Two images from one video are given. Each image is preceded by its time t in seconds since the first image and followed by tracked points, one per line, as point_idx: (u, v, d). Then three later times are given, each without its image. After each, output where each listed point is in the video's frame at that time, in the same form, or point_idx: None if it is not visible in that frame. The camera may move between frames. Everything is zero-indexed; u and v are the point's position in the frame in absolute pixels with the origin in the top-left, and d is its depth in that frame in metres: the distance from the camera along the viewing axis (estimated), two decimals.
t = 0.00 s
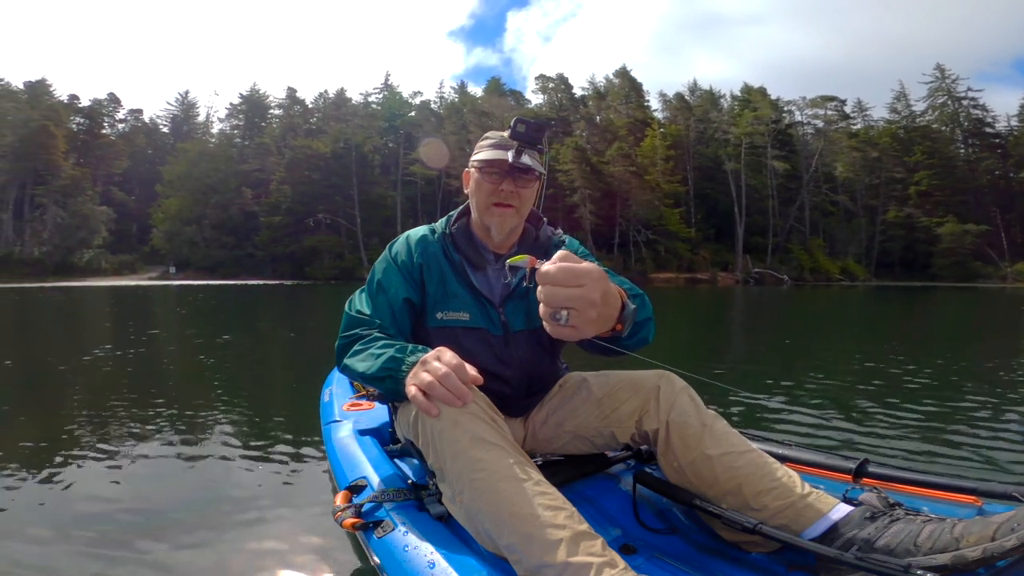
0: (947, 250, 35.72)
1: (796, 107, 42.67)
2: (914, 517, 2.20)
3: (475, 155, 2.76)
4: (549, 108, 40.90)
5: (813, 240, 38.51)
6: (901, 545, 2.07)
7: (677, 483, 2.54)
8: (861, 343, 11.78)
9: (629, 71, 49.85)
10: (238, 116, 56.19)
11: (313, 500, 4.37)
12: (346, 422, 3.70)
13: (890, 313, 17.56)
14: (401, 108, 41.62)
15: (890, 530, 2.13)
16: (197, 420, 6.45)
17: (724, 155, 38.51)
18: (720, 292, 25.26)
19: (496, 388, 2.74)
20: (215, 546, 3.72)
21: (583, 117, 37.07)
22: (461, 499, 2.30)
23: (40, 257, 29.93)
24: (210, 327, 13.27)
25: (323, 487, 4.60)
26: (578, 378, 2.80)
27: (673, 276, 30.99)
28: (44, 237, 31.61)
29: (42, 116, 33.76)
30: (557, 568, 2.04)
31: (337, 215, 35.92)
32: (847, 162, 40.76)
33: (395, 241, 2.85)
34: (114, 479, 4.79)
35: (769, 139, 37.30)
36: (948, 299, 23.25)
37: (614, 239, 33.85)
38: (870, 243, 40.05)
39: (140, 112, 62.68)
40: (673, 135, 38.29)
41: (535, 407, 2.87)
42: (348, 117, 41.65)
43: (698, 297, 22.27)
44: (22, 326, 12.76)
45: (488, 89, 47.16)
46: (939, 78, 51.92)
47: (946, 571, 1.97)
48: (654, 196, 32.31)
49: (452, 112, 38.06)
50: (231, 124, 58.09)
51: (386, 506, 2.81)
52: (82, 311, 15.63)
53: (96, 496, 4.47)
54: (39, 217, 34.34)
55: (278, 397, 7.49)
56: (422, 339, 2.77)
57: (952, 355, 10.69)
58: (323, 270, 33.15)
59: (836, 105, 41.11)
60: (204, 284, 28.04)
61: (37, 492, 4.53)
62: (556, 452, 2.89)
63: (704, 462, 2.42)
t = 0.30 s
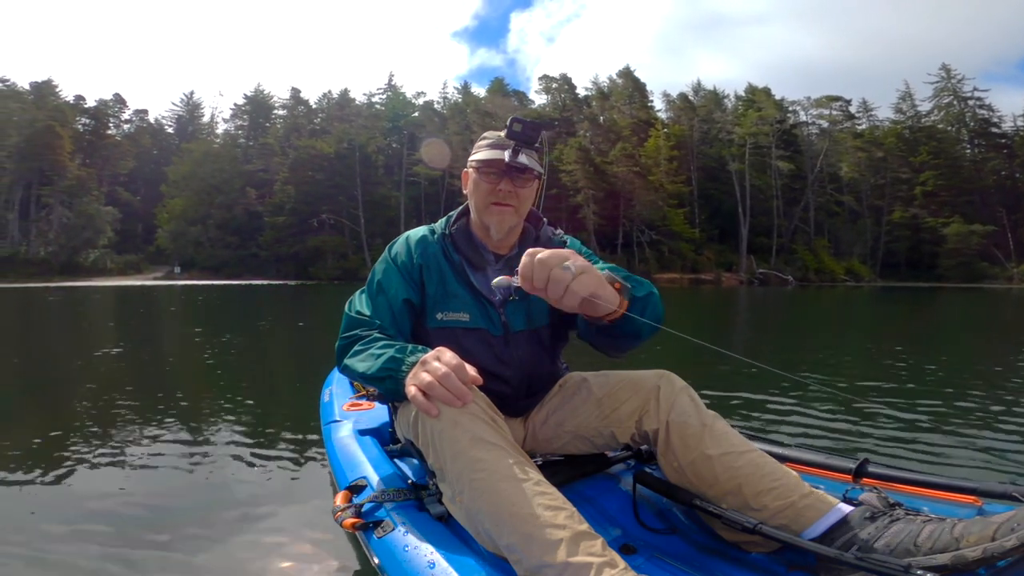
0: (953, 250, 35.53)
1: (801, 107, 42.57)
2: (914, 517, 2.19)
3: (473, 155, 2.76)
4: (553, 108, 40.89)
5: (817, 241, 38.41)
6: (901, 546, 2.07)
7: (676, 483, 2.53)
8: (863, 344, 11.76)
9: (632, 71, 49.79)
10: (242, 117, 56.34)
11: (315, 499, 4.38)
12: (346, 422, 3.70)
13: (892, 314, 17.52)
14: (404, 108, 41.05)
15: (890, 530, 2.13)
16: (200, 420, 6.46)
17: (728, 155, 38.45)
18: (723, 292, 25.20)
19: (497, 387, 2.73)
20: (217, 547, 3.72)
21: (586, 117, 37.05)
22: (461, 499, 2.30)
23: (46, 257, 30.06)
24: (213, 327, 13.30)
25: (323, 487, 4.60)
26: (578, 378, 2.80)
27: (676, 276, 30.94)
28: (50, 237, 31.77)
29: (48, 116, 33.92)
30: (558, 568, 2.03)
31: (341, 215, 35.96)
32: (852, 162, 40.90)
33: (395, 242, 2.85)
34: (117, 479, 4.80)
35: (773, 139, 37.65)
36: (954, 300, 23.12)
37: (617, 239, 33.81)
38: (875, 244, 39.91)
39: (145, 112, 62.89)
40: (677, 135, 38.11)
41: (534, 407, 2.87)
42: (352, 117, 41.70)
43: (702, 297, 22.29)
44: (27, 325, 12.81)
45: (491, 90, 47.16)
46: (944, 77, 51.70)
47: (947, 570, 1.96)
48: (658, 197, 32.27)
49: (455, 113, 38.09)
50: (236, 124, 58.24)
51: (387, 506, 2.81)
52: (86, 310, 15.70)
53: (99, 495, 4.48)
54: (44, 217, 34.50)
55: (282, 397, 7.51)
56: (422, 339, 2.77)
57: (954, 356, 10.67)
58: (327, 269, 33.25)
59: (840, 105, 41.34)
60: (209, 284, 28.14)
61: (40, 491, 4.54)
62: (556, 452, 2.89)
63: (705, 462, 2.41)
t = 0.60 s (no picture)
0: (959, 248, 35.31)
1: (804, 105, 42.45)
2: (915, 517, 2.18)
3: (472, 155, 2.76)
4: (555, 106, 40.81)
5: (822, 239, 38.27)
6: (901, 546, 2.06)
7: (677, 483, 2.52)
8: (868, 343, 11.68)
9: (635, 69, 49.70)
10: (245, 117, 56.41)
11: (318, 499, 4.39)
12: (346, 422, 3.71)
13: (897, 312, 17.41)
14: (407, 107, 40.09)
15: (890, 530, 2.12)
16: (204, 420, 6.46)
17: (731, 153, 38.36)
18: (727, 291, 25.12)
19: (497, 388, 2.73)
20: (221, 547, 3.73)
21: (589, 116, 37.00)
22: (461, 499, 2.29)
23: (51, 257, 30.20)
24: (217, 326, 13.36)
25: (324, 487, 4.59)
26: (578, 378, 2.80)
27: (680, 274, 30.91)
28: (55, 238, 31.92)
29: (51, 117, 34.07)
30: (557, 568, 2.03)
31: (344, 214, 36.03)
32: (856, 160, 41.42)
33: (394, 242, 2.85)
34: (120, 478, 4.80)
35: (777, 137, 37.66)
36: (959, 298, 22.98)
37: (620, 238, 33.77)
38: (880, 241, 39.76)
39: (149, 113, 63.10)
40: (680, 134, 37.98)
41: (535, 407, 2.86)
42: (355, 117, 41.73)
43: (705, 296, 22.24)
44: (31, 325, 12.88)
45: (493, 89, 47.13)
46: (949, 74, 51.40)
47: (945, 570, 1.95)
48: (661, 195, 32.21)
49: (458, 112, 38.07)
50: (239, 124, 58.36)
51: (387, 506, 2.81)
52: (90, 311, 15.75)
53: (101, 495, 4.47)
54: (49, 218, 34.66)
55: (286, 396, 7.50)
56: (423, 340, 2.77)
57: (960, 354, 10.60)
58: (330, 269, 33.32)
59: (844, 102, 41.20)
60: (213, 284, 28.23)
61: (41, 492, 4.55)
62: (556, 452, 2.88)
63: (704, 462, 2.40)
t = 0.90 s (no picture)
0: (964, 245, 35.13)
1: (808, 102, 42.30)
2: (914, 517, 2.17)
3: (472, 155, 2.75)
4: (558, 105, 40.72)
5: (827, 237, 38.12)
6: (901, 546, 2.05)
7: (676, 483, 2.51)
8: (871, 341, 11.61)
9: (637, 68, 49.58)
10: (248, 117, 56.47)
11: (320, 498, 4.39)
12: (346, 422, 3.71)
13: (903, 310, 17.27)
14: (410, 108, 40.02)
15: (890, 530, 2.11)
16: (208, 419, 6.46)
17: (734, 151, 38.26)
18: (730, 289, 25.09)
19: (497, 387, 2.72)
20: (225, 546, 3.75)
21: (592, 115, 36.92)
22: (461, 499, 2.29)
23: (56, 258, 30.33)
24: (220, 326, 13.40)
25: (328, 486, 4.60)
26: (578, 379, 2.79)
27: (683, 273, 30.87)
28: (60, 239, 32.02)
29: (55, 119, 34.17)
30: (558, 568, 2.03)
31: (347, 214, 36.12)
32: (861, 157, 41.04)
33: (395, 242, 2.85)
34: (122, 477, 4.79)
35: (781, 134, 37.49)
36: (964, 295, 22.88)
37: (624, 236, 33.71)
38: (885, 239, 39.69)
39: (152, 114, 63.22)
40: (683, 132, 37.95)
41: (534, 407, 2.85)
42: (357, 117, 41.75)
43: (708, 294, 22.15)
44: (36, 326, 12.93)
45: (496, 88, 47.07)
46: (953, 71, 51.14)
47: (946, 570, 1.94)
48: (664, 193, 32.15)
49: (460, 111, 38.00)
50: (241, 124, 58.47)
51: (387, 506, 2.81)
52: (95, 311, 15.81)
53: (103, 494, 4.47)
54: (54, 219, 34.77)
55: (290, 396, 7.50)
56: (423, 340, 2.77)
57: (965, 352, 10.50)
58: (334, 269, 33.37)
59: (848, 100, 41.02)
60: (218, 284, 28.36)
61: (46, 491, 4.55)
62: (556, 452, 2.87)
63: (704, 462, 2.39)
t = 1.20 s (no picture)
0: (968, 243, 35.02)
1: (810, 101, 42.20)
2: (915, 517, 2.16)
3: (472, 155, 2.74)
4: (560, 104, 40.68)
5: (829, 235, 38.03)
6: (900, 546, 2.05)
7: (677, 483, 2.51)
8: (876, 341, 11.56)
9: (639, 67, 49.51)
10: (250, 117, 56.55)
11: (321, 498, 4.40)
12: (346, 422, 3.71)
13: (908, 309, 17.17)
14: (411, 108, 39.99)
15: (890, 530, 2.10)
16: (213, 420, 6.47)
17: (737, 150, 38.18)
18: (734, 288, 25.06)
19: (498, 388, 2.70)
20: (228, 547, 3.76)
21: (593, 114, 36.87)
22: (461, 499, 2.27)
23: (60, 259, 30.42)
24: (222, 326, 13.43)
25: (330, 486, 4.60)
26: (578, 379, 2.79)
27: (686, 272, 30.85)
28: (64, 239, 32.10)
29: (58, 119, 34.28)
30: (559, 568, 2.03)
31: (350, 214, 36.19)
32: (864, 156, 40.81)
33: (396, 241, 2.84)
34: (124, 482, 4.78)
35: (783, 133, 37.38)
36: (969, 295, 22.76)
37: (626, 235, 33.66)
38: (889, 238, 39.64)
39: (154, 115, 63.36)
40: (685, 131, 37.91)
41: (535, 407, 2.84)
42: (359, 117, 41.77)
43: (711, 293, 22.12)
44: (38, 327, 12.96)
45: (497, 88, 47.04)
46: (956, 69, 50.93)
47: (946, 571, 1.94)
48: (666, 192, 32.09)
49: (462, 111, 37.98)
50: (243, 125, 58.58)
51: (387, 507, 2.81)
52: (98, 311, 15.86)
53: (105, 499, 4.46)
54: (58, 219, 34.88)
55: (293, 396, 7.50)
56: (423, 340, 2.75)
57: (971, 351, 10.43)
58: (336, 269, 33.40)
59: (851, 98, 40.91)
60: (221, 285, 28.45)
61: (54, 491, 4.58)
62: (556, 452, 2.87)
63: (705, 462, 2.38)
